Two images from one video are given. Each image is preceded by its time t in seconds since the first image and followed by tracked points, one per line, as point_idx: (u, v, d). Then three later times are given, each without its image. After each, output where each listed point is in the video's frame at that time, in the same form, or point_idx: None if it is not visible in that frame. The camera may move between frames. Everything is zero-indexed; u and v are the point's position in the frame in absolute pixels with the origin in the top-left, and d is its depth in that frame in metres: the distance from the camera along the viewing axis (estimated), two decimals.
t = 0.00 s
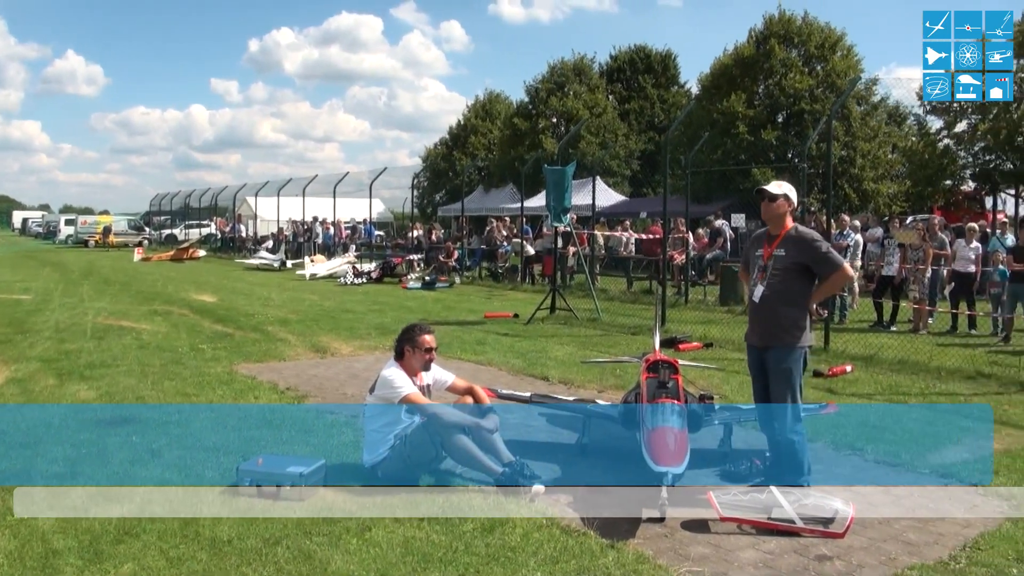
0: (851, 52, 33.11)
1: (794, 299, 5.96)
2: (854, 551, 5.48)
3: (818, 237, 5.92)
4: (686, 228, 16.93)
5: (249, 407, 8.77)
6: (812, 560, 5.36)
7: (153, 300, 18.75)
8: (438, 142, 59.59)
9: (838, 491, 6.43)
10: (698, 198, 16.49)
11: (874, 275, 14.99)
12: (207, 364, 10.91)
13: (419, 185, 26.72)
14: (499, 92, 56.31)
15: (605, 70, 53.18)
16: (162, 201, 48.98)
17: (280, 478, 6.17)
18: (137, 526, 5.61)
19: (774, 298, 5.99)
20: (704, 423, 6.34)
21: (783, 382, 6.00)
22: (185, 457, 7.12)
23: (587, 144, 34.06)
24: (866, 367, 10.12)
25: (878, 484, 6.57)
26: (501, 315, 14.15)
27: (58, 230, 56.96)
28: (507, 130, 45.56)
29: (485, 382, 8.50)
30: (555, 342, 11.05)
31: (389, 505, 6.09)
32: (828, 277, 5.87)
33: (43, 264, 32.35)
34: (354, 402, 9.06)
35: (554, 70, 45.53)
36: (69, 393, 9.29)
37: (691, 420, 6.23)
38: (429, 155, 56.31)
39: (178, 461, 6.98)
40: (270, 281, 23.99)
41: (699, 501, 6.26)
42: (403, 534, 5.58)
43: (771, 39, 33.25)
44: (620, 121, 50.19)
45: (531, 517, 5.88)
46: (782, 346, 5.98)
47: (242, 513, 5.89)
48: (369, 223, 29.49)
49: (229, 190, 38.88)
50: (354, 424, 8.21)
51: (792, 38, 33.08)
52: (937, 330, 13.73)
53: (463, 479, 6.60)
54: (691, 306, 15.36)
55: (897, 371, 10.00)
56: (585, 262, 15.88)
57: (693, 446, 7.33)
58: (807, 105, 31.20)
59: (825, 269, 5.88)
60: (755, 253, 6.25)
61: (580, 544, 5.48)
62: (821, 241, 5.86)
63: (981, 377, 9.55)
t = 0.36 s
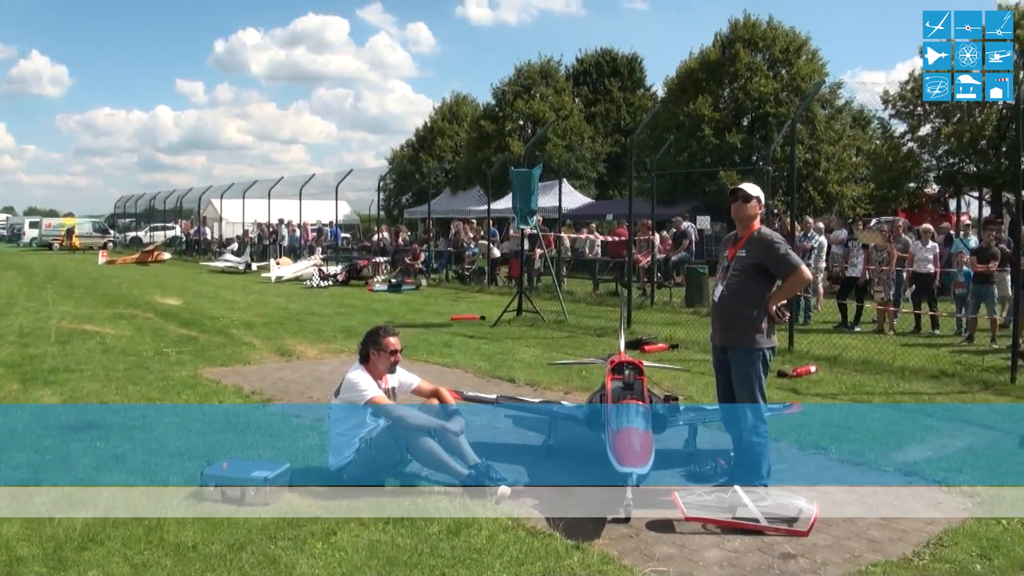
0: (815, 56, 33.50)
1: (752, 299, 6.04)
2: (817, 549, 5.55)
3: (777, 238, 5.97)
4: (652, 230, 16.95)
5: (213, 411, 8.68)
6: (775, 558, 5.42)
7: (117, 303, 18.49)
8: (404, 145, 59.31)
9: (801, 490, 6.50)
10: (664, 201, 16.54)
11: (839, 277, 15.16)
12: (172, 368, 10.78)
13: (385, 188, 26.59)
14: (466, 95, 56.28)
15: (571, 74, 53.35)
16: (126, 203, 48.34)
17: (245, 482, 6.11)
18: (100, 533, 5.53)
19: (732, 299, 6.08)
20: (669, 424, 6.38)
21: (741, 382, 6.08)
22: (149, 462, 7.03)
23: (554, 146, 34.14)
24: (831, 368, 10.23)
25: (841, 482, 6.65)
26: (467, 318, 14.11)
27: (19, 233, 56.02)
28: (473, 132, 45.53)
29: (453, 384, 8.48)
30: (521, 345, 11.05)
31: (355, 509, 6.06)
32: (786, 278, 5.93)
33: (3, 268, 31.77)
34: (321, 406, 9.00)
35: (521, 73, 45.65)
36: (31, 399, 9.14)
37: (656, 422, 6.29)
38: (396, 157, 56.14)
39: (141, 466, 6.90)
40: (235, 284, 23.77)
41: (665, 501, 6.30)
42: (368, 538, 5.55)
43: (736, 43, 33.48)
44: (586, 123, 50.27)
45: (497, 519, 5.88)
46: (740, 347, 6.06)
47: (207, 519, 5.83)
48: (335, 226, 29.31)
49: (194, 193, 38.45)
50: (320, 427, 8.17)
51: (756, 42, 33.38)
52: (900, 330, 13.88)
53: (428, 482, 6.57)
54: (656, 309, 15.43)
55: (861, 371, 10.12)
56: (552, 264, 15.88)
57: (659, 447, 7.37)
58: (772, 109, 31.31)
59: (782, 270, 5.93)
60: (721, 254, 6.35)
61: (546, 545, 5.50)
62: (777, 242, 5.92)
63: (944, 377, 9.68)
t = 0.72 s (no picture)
0: (773, 61, 34.12)
1: (715, 302, 6.06)
2: (775, 547, 5.63)
3: (739, 240, 6.00)
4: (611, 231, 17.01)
5: (171, 416, 8.55)
6: (734, 556, 5.49)
7: (74, 308, 18.15)
8: (365, 146, 59.05)
9: (760, 488, 6.57)
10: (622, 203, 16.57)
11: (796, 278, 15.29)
12: (129, 373, 10.62)
13: (344, 190, 26.39)
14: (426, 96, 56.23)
15: (531, 75, 53.45)
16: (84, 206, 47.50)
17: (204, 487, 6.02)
18: (56, 541, 5.42)
19: (695, 301, 6.09)
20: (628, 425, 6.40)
21: (703, 383, 6.11)
22: (107, 468, 6.91)
23: (514, 149, 34.20)
24: (789, 367, 10.37)
25: (799, 480, 6.74)
26: (427, 320, 14.07)
27: None
28: (433, 134, 45.43)
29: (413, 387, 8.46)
30: (481, 347, 11.04)
31: (314, 513, 6.01)
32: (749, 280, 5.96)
33: None
34: (280, 409, 8.92)
35: (482, 75, 45.73)
36: None
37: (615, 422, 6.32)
38: (356, 158, 55.86)
39: (100, 472, 6.78)
40: (193, 287, 23.47)
41: (624, 500, 6.34)
42: (327, 542, 5.51)
43: (695, 46, 33.73)
44: (547, 125, 50.45)
45: (457, 521, 5.87)
46: (703, 349, 6.09)
47: (165, 525, 5.74)
48: (294, 228, 29.06)
49: (152, 195, 37.89)
50: (280, 431, 8.09)
51: (715, 45, 33.71)
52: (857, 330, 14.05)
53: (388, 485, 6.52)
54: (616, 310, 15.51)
55: (819, 370, 10.26)
56: (512, 266, 15.87)
57: (619, 447, 7.40)
58: (730, 113, 31.90)
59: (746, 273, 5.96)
60: (683, 256, 6.37)
61: (506, 547, 5.50)
62: (740, 243, 5.95)
63: (901, 375, 9.84)
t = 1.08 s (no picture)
0: (728, 57, 34.44)
1: (674, 297, 6.09)
2: (732, 537, 5.71)
3: (696, 235, 6.03)
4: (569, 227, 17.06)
5: (127, 418, 8.42)
6: (692, 547, 5.56)
7: (29, 309, 17.80)
8: (321, 143, 58.58)
9: (717, 479, 6.64)
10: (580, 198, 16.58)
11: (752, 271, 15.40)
12: (84, 374, 10.44)
13: (301, 187, 26.16)
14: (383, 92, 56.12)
15: (488, 71, 53.61)
16: (37, 205, 46.57)
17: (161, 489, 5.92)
18: (10, 547, 5.31)
19: (653, 296, 6.11)
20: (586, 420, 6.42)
21: (664, 378, 6.14)
22: (62, 471, 6.78)
23: (473, 145, 34.25)
24: (746, 359, 10.49)
25: (756, 471, 6.82)
26: (385, 317, 14.01)
27: None
28: (390, 130, 45.26)
29: (372, 384, 8.43)
30: (440, 343, 11.02)
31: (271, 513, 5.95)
32: (708, 274, 5.99)
33: None
34: (238, 409, 8.83)
35: (439, 71, 46.31)
36: None
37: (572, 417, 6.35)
38: (313, 155, 55.49)
39: (54, 476, 6.65)
40: (148, 286, 23.14)
41: (583, 494, 6.37)
42: (285, 542, 5.46)
43: (651, 42, 33.92)
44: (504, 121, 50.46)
45: (415, 518, 5.86)
46: (662, 344, 6.11)
47: (122, 528, 5.65)
48: (251, 225, 28.78)
49: (107, 193, 37.25)
50: (237, 431, 8.01)
51: (671, 42, 33.96)
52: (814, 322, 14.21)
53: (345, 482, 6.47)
54: (574, 305, 15.58)
55: (775, 362, 10.39)
56: (470, 262, 15.85)
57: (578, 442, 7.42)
58: (687, 109, 32.15)
59: (704, 267, 6.00)
60: (640, 252, 6.38)
61: (466, 543, 5.50)
62: (697, 238, 5.98)
63: (857, 366, 9.98)
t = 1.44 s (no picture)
0: (689, 56, 34.74)
1: (634, 295, 6.11)
2: (696, 532, 5.75)
3: (656, 234, 6.06)
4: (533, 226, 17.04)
5: (88, 424, 8.28)
6: (656, 543, 5.59)
7: None
8: (283, 143, 58.16)
9: (680, 475, 6.68)
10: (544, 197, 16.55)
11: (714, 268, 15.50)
12: (44, 380, 10.26)
13: (263, 187, 25.94)
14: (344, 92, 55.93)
15: (452, 70, 53.33)
16: None
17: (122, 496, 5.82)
18: None
19: (614, 295, 6.14)
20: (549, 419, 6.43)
21: (626, 376, 6.15)
22: (21, 479, 6.66)
23: (435, 145, 34.25)
24: (708, 356, 10.57)
25: (719, 466, 6.86)
26: (348, 318, 13.94)
27: None
28: (352, 130, 45.05)
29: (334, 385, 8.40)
30: (403, 344, 10.99)
31: (234, 517, 5.88)
32: (668, 273, 6.02)
33: None
34: (200, 413, 8.73)
35: (400, 70, 46.29)
36: None
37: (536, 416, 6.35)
38: (274, 155, 55.08)
39: (13, 485, 6.51)
40: (109, 290, 22.82)
41: (547, 494, 6.38)
42: (248, 546, 5.41)
43: (612, 42, 34.05)
44: (467, 120, 50.58)
45: (379, 520, 5.82)
46: (624, 343, 6.13)
47: (84, 535, 5.56)
48: (212, 227, 28.51)
49: (66, 196, 36.68)
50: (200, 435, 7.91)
51: (632, 41, 34.17)
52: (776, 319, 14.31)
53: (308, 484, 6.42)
54: (539, 304, 15.59)
55: (737, 358, 10.48)
56: (433, 262, 15.81)
57: (542, 441, 7.41)
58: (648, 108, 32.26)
59: (664, 265, 6.02)
60: (601, 251, 6.40)
61: (430, 543, 5.48)
62: (657, 236, 6.01)
63: (819, 361, 10.08)
